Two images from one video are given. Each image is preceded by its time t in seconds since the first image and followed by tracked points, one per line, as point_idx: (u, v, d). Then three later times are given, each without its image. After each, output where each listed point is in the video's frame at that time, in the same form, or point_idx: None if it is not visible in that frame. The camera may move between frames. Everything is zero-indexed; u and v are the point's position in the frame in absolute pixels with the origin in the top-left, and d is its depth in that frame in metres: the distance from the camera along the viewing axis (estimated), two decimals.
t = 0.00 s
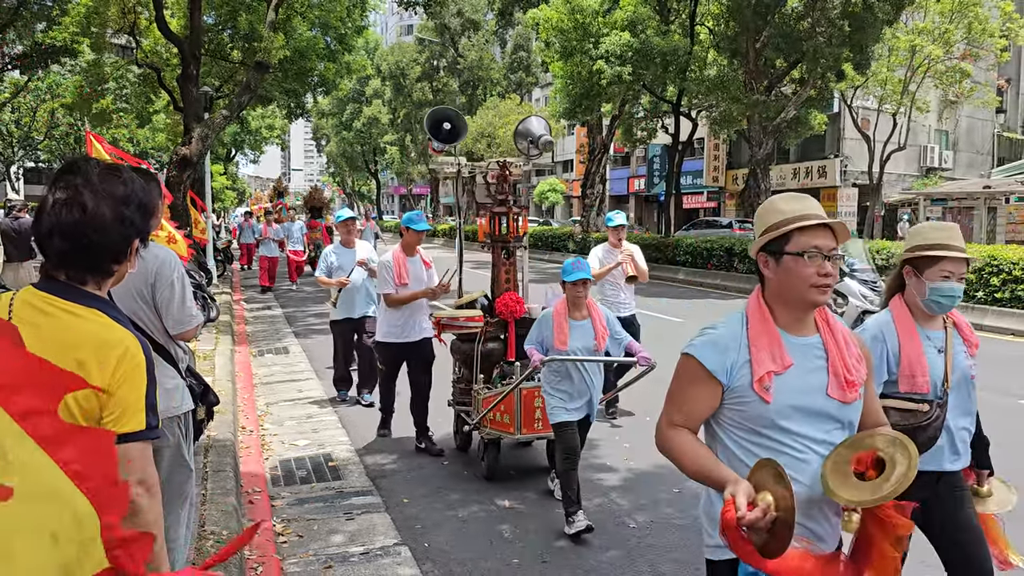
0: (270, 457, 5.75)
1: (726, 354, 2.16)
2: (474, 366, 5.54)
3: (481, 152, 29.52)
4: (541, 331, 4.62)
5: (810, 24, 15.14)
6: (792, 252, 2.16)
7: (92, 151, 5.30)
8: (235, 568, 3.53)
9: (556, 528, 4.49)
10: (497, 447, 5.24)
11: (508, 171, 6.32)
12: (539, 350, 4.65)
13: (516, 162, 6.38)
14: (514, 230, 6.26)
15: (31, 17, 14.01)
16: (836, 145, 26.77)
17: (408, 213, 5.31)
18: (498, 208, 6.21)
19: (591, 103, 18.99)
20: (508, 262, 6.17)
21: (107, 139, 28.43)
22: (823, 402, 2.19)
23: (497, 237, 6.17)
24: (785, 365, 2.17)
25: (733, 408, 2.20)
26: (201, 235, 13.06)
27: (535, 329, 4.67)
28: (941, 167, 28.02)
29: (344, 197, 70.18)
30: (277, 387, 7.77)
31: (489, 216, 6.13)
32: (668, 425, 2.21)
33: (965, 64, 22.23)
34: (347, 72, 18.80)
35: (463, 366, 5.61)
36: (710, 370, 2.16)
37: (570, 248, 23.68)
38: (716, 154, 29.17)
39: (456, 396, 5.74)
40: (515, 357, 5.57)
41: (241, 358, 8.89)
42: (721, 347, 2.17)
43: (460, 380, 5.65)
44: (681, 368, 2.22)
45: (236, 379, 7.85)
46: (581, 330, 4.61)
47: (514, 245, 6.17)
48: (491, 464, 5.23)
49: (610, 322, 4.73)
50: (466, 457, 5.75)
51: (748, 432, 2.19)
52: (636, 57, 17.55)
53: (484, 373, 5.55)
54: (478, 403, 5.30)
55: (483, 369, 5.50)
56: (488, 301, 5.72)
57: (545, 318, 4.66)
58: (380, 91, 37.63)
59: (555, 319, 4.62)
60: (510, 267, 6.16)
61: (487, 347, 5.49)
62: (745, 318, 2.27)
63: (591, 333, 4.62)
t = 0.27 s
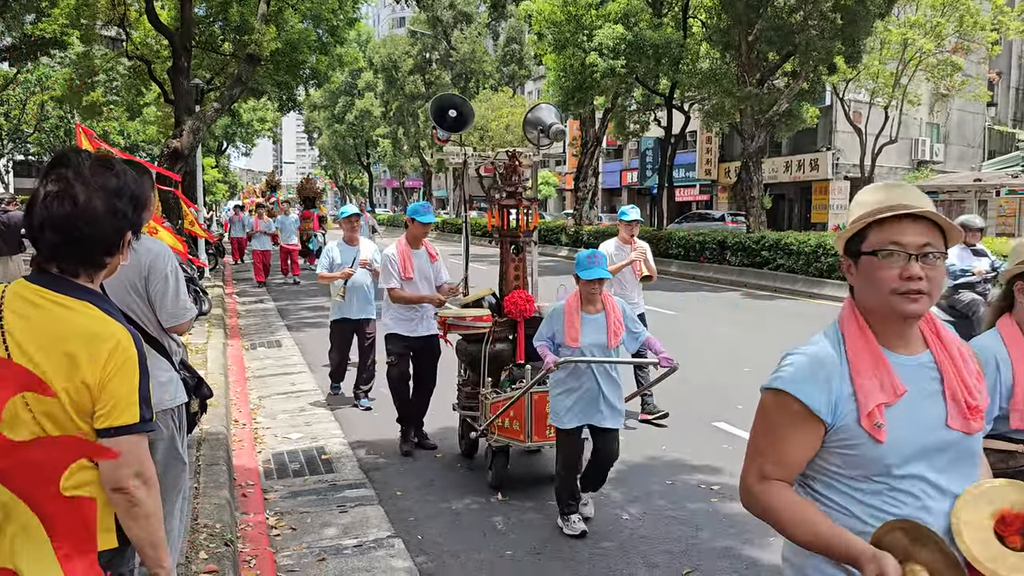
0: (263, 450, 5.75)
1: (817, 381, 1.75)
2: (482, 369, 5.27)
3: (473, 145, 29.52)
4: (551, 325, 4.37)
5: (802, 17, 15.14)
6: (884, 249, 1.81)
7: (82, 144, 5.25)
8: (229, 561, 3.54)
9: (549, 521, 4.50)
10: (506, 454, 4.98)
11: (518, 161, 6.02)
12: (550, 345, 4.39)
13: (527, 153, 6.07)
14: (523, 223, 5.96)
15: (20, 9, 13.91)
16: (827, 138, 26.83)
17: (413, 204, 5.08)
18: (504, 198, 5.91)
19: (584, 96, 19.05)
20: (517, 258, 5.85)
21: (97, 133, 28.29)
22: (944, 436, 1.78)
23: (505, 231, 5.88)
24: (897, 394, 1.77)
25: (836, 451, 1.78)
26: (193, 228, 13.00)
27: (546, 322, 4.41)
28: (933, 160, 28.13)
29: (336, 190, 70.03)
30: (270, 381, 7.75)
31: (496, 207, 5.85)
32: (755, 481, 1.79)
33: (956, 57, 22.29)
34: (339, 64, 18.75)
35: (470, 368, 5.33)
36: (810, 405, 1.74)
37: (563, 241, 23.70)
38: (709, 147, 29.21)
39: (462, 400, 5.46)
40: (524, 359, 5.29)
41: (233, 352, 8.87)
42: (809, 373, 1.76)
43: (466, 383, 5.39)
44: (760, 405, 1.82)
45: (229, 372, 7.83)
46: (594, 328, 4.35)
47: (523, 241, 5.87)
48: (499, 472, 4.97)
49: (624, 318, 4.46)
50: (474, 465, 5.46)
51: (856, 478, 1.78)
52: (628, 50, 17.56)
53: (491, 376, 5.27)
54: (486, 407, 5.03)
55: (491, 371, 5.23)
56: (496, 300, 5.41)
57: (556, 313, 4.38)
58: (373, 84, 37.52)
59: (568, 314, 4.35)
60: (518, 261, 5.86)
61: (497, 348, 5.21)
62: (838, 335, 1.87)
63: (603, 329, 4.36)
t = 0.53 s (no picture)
0: (248, 443, 5.73)
1: (981, 409, 1.39)
2: (484, 373, 4.93)
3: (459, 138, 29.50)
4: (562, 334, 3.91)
5: (787, 11, 15.16)
6: None
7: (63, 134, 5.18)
8: (213, 554, 3.53)
9: (533, 512, 4.51)
10: (508, 465, 4.66)
11: (519, 151, 5.46)
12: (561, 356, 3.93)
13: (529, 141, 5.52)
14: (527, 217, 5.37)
15: None
16: (812, 132, 26.96)
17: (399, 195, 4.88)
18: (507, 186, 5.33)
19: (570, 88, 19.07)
20: (518, 254, 5.29)
21: (80, 124, 28.03)
22: None
23: (504, 225, 5.30)
24: None
25: (1001, 504, 1.41)
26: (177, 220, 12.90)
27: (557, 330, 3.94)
28: (916, 155, 28.32)
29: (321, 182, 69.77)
30: (255, 374, 7.72)
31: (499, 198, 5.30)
32: (931, 554, 1.39)
33: (939, 52, 22.43)
34: (324, 56, 18.65)
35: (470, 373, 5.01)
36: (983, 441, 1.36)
37: (548, 234, 23.72)
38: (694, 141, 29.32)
39: (462, 405, 5.11)
40: (527, 362, 5.00)
41: (218, 345, 8.82)
42: (968, 404, 1.39)
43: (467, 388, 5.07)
44: (904, 452, 1.43)
45: (213, 365, 7.79)
46: (613, 337, 3.87)
47: (525, 234, 5.30)
48: (501, 484, 4.65)
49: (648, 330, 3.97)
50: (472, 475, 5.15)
51: None
52: (614, 44, 17.57)
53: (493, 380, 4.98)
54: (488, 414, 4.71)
55: (492, 375, 4.92)
56: (497, 298, 5.15)
57: (570, 320, 3.91)
58: (358, 76, 37.35)
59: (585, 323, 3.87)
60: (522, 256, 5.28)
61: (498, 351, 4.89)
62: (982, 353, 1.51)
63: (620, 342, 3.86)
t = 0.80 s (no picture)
0: (228, 434, 5.71)
1: None
2: (484, 378, 4.54)
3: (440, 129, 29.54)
4: (580, 330, 3.47)
5: (768, 3, 15.22)
6: None
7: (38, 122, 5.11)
8: (193, 545, 3.52)
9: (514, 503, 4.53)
10: (511, 476, 4.32)
11: (522, 140, 5.39)
12: (574, 353, 3.50)
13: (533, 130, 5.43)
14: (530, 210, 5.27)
15: None
16: (791, 124, 27.15)
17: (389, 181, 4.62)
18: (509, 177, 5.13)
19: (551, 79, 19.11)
20: (521, 248, 5.17)
21: (55, 112, 27.68)
22: None
23: (507, 218, 5.17)
24: None
25: None
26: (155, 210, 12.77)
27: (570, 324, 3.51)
28: (893, 147, 28.60)
29: (302, 172, 69.39)
30: (234, 364, 7.69)
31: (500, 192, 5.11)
32: None
33: (917, 46, 22.63)
34: (304, 45, 18.51)
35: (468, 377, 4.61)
36: None
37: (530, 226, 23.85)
38: (675, 132, 29.48)
39: (460, 411, 4.73)
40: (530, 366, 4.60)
41: (197, 336, 8.78)
42: None
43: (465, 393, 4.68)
44: None
45: (192, 356, 7.75)
46: (633, 331, 3.47)
47: (529, 228, 5.18)
48: (504, 496, 4.31)
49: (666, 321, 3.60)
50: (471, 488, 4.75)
51: None
52: (596, 35, 17.58)
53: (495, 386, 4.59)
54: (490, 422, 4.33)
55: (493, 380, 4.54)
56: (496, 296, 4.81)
57: (586, 312, 3.48)
58: (338, 66, 37.15)
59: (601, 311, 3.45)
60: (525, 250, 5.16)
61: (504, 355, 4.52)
62: None
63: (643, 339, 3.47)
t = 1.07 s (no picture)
0: (204, 425, 5.68)
1: None
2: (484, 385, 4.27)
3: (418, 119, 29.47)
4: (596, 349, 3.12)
5: None
6: None
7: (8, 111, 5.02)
8: (169, 537, 3.50)
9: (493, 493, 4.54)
10: (516, 492, 3.97)
11: (522, 129, 5.18)
12: (593, 377, 3.14)
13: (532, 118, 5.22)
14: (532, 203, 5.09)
15: None
16: (768, 116, 27.34)
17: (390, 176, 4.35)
18: (507, 169, 4.99)
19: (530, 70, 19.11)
20: (523, 243, 5.00)
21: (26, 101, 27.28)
22: None
23: (507, 212, 4.99)
24: None
25: None
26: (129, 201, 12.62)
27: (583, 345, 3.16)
28: (868, 139, 28.86)
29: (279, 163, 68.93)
30: (211, 356, 7.64)
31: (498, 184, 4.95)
32: None
33: (892, 38, 22.83)
34: (280, 34, 18.36)
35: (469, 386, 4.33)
36: None
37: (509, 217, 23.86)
38: (653, 124, 29.57)
39: (456, 423, 4.42)
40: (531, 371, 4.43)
41: (173, 327, 8.71)
42: None
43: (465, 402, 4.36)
44: None
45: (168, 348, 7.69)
46: (655, 347, 3.13)
47: (530, 222, 5.00)
48: (506, 513, 3.96)
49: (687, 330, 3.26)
50: (470, 504, 4.41)
51: None
52: (574, 25, 17.59)
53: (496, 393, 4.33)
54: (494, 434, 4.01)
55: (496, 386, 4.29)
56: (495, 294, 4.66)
57: (601, 330, 3.14)
58: (315, 55, 36.89)
59: (617, 329, 3.11)
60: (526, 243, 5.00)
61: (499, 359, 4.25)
62: None
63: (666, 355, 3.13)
